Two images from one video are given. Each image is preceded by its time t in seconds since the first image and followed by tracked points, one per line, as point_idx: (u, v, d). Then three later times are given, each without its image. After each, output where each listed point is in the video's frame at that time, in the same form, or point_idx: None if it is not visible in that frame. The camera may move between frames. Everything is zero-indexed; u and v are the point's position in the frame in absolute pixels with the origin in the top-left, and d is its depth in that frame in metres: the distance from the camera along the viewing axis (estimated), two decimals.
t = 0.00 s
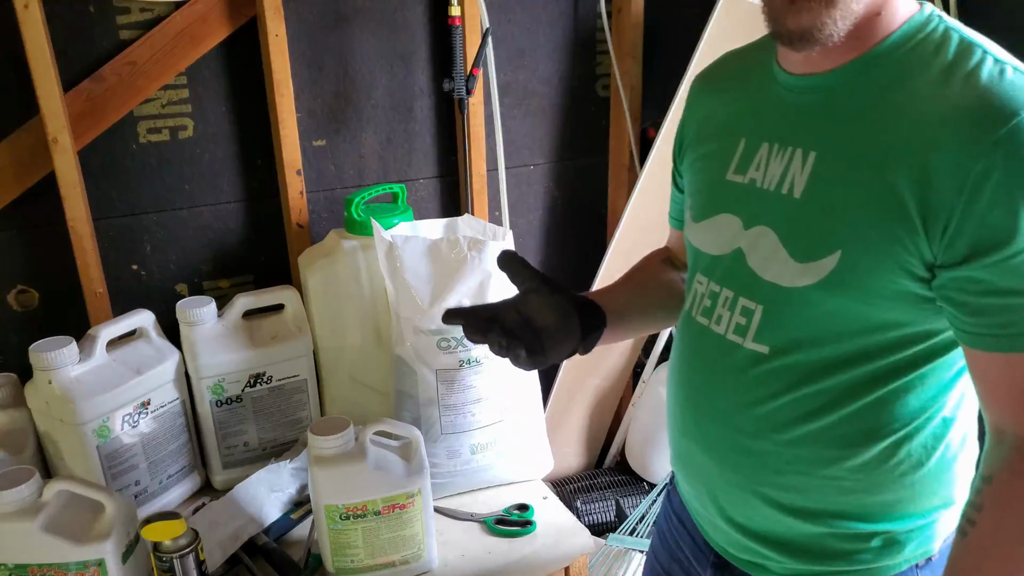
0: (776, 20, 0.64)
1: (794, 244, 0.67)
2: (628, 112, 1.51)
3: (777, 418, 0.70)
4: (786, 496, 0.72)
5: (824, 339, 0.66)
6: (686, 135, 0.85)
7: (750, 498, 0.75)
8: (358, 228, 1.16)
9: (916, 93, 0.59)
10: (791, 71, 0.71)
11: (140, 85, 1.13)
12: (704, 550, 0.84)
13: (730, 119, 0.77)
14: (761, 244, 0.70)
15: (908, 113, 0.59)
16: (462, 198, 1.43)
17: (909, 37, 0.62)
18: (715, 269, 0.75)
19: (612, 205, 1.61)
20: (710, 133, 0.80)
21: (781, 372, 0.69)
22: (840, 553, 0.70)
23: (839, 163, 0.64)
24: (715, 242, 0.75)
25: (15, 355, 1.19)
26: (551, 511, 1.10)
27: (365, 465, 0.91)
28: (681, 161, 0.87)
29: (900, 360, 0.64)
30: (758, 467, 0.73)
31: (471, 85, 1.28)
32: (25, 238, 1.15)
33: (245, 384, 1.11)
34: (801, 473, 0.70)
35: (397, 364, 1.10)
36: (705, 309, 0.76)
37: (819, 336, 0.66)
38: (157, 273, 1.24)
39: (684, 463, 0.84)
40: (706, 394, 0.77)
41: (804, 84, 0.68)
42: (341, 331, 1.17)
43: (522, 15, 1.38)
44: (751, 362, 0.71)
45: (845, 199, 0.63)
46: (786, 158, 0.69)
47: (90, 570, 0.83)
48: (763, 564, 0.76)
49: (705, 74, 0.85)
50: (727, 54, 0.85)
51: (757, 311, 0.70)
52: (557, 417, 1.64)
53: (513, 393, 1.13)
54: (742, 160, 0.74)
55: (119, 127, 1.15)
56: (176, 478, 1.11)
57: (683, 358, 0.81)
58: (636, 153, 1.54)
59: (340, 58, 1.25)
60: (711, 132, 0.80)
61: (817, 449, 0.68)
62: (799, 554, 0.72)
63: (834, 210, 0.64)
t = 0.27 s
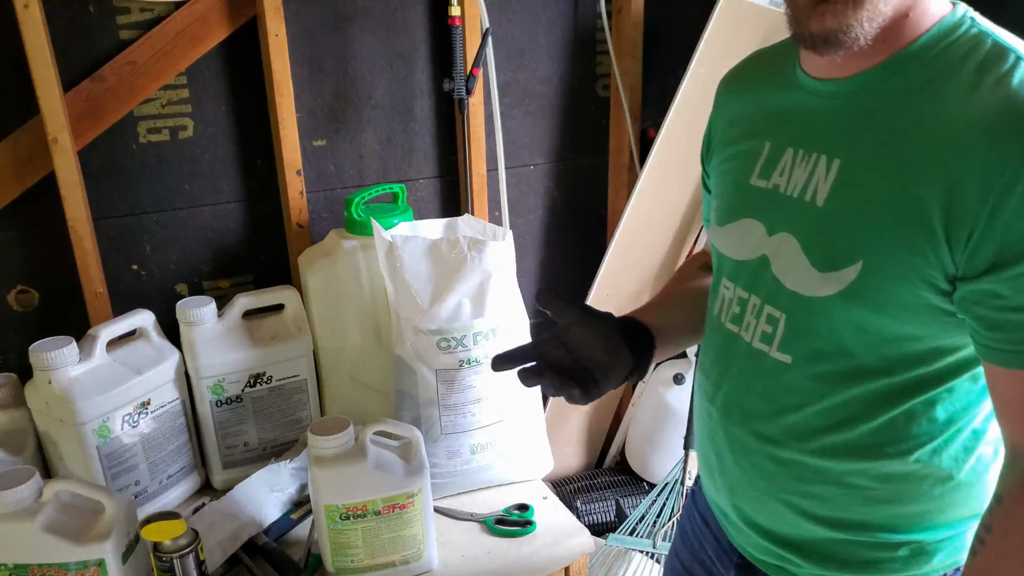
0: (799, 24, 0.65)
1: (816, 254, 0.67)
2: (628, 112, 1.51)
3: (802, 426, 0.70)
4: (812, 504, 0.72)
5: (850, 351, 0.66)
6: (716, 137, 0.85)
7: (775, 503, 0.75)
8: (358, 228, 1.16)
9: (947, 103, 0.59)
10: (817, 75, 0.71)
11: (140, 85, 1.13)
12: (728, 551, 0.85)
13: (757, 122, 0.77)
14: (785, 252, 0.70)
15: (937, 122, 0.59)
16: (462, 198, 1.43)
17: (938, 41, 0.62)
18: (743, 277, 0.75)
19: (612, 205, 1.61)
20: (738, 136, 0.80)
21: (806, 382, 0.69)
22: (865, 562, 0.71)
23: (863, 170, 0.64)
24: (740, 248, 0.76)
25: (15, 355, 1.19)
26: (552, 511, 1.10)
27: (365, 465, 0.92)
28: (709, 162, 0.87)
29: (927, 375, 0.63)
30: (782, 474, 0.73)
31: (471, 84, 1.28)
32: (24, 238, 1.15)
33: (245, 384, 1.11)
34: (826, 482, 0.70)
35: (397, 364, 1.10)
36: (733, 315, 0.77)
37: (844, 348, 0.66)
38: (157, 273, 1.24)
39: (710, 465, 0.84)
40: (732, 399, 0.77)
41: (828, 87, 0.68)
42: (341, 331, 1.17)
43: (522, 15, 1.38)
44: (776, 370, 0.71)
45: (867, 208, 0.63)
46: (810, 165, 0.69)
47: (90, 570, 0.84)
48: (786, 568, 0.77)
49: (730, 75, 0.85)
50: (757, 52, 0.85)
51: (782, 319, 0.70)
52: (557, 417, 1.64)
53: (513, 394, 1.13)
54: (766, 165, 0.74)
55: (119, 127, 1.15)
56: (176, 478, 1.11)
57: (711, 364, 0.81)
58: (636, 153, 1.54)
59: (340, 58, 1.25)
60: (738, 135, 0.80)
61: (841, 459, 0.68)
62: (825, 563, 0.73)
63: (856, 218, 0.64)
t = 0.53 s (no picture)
0: (825, 31, 0.66)
1: (845, 259, 0.67)
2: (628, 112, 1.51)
3: (826, 432, 0.70)
4: (833, 510, 0.72)
5: (876, 359, 0.65)
6: (745, 138, 0.86)
7: (795, 507, 0.75)
8: (358, 228, 1.16)
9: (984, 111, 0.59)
10: (849, 77, 0.71)
11: (140, 85, 1.13)
12: (744, 553, 0.86)
13: (788, 124, 0.78)
14: (813, 256, 0.70)
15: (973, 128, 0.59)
16: (462, 198, 1.43)
17: (977, 45, 0.62)
18: (770, 279, 0.76)
19: (612, 205, 1.61)
20: (768, 138, 0.80)
21: (830, 389, 0.69)
22: (885, 570, 0.71)
23: (895, 176, 0.64)
24: (767, 251, 0.76)
25: (14, 355, 1.19)
26: (552, 511, 1.10)
27: (365, 465, 0.91)
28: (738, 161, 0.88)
29: (953, 385, 0.63)
30: (804, 479, 0.74)
31: (471, 84, 1.28)
32: (24, 238, 1.15)
33: (245, 384, 1.11)
34: (849, 489, 0.70)
35: (396, 364, 1.10)
36: (759, 319, 0.77)
37: (870, 356, 0.66)
38: (157, 273, 1.24)
39: (730, 466, 0.85)
40: (754, 403, 0.78)
41: (862, 91, 0.68)
42: (341, 331, 1.17)
43: (522, 15, 1.38)
44: (800, 376, 0.71)
45: (897, 214, 0.63)
46: (840, 170, 0.69)
47: (90, 570, 0.83)
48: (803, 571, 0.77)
49: (765, 73, 0.85)
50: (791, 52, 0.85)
51: (808, 324, 0.70)
52: (557, 417, 1.64)
53: (513, 394, 1.13)
54: (796, 168, 0.75)
55: (119, 127, 1.15)
56: (176, 478, 1.11)
57: (735, 367, 0.82)
58: (636, 153, 1.54)
59: (339, 58, 1.25)
60: (768, 137, 0.80)
61: (866, 468, 0.68)
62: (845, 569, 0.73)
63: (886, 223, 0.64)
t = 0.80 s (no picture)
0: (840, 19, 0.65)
1: (873, 262, 0.66)
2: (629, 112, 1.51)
3: (846, 432, 0.70)
4: (849, 508, 0.73)
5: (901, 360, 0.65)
6: (763, 129, 0.84)
7: (810, 505, 0.76)
8: (358, 228, 1.16)
9: None
10: (880, 74, 0.70)
11: (140, 85, 1.13)
12: (752, 548, 0.86)
13: (812, 119, 0.77)
14: (838, 258, 0.69)
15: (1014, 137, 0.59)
16: (462, 198, 1.43)
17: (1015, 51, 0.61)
18: (790, 277, 0.75)
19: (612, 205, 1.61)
20: (789, 131, 0.79)
21: (850, 389, 0.69)
22: (898, 568, 0.71)
23: (928, 179, 0.63)
24: (789, 249, 0.75)
25: (15, 355, 1.19)
26: (552, 511, 1.10)
27: (366, 466, 0.91)
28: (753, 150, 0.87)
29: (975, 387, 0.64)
30: (821, 477, 0.74)
31: (471, 84, 1.28)
32: (24, 238, 1.15)
33: (245, 384, 1.11)
34: (867, 488, 0.71)
35: (396, 364, 1.09)
36: (778, 316, 0.77)
37: (893, 357, 0.66)
38: (157, 273, 1.24)
39: (743, 463, 0.85)
40: (772, 401, 0.78)
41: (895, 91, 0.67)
42: (341, 331, 1.17)
43: (521, 15, 1.38)
44: (820, 375, 0.71)
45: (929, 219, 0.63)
46: (869, 171, 0.68)
47: (90, 570, 0.83)
48: (814, 568, 0.77)
49: (786, 64, 0.84)
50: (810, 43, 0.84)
51: (831, 325, 0.70)
52: (557, 417, 1.64)
53: (513, 393, 1.13)
54: (822, 166, 0.74)
55: (119, 127, 1.15)
56: (176, 478, 1.11)
57: (752, 365, 0.82)
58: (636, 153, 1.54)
59: (339, 58, 1.25)
60: (790, 131, 0.79)
61: (884, 467, 0.69)
62: (858, 566, 0.74)
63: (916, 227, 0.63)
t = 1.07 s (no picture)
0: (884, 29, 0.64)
1: (889, 262, 0.66)
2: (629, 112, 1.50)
3: (855, 431, 0.70)
4: (856, 504, 0.73)
5: (914, 359, 0.65)
6: (768, 128, 0.83)
7: (817, 501, 0.76)
8: (358, 228, 1.16)
9: None
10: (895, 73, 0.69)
11: (140, 85, 1.13)
12: (754, 547, 0.86)
13: (823, 118, 0.76)
14: (852, 257, 0.69)
15: None
16: (462, 198, 1.43)
17: None
18: (800, 274, 0.74)
19: (612, 205, 1.61)
20: (797, 130, 0.78)
21: (860, 388, 0.69)
22: (904, 561, 0.72)
23: (947, 179, 0.63)
24: (799, 248, 0.74)
25: (15, 355, 1.19)
26: (552, 511, 1.10)
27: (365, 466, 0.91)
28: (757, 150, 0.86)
29: (983, 386, 0.64)
30: (829, 474, 0.74)
31: (471, 84, 1.28)
32: (24, 238, 1.15)
33: (245, 384, 1.11)
34: (875, 485, 0.71)
35: (396, 364, 1.09)
36: (786, 315, 0.76)
37: (906, 357, 0.65)
38: (156, 273, 1.24)
39: (747, 460, 0.85)
40: (780, 400, 0.77)
41: (912, 89, 0.67)
42: (341, 331, 1.17)
43: (521, 15, 1.38)
44: (830, 375, 0.71)
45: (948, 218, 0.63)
46: (885, 169, 0.68)
47: (90, 570, 0.83)
48: (819, 564, 0.78)
49: (790, 63, 0.83)
50: (810, 44, 0.84)
51: (844, 324, 0.69)
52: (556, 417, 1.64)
53: (513, 393, 1.13)
54: (834, 164, 0.73)
55: (119, 127, 1.15)
56: (176, 478, 1.11)
57: (758, 364, 0.81)
58: (636, 153, 1.54)
59: (339, 58, 1.25)
60: (799, 130, 0.78)
61: (893, 465, 0.69)
62: (864, 561, 0.74)
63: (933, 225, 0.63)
